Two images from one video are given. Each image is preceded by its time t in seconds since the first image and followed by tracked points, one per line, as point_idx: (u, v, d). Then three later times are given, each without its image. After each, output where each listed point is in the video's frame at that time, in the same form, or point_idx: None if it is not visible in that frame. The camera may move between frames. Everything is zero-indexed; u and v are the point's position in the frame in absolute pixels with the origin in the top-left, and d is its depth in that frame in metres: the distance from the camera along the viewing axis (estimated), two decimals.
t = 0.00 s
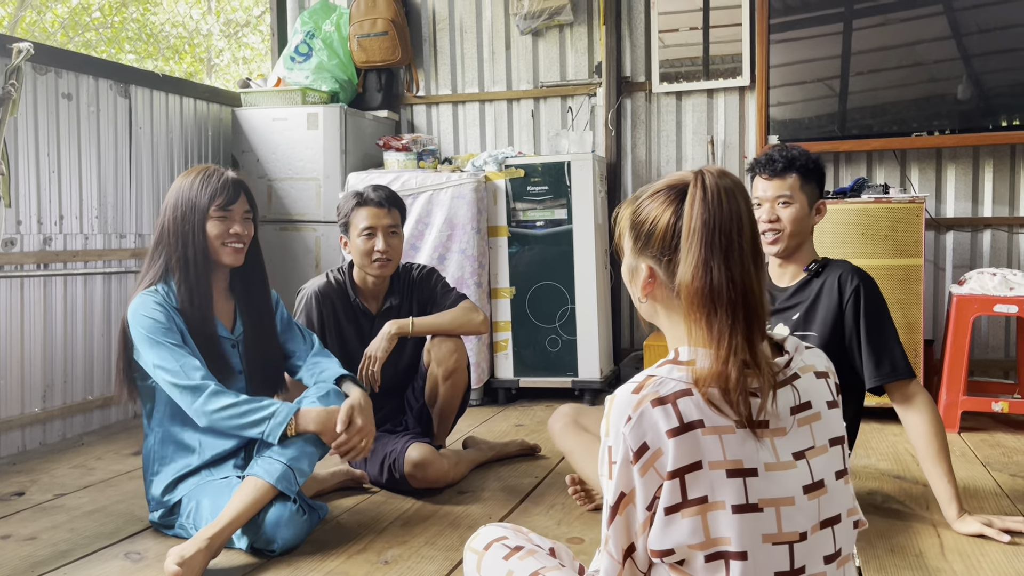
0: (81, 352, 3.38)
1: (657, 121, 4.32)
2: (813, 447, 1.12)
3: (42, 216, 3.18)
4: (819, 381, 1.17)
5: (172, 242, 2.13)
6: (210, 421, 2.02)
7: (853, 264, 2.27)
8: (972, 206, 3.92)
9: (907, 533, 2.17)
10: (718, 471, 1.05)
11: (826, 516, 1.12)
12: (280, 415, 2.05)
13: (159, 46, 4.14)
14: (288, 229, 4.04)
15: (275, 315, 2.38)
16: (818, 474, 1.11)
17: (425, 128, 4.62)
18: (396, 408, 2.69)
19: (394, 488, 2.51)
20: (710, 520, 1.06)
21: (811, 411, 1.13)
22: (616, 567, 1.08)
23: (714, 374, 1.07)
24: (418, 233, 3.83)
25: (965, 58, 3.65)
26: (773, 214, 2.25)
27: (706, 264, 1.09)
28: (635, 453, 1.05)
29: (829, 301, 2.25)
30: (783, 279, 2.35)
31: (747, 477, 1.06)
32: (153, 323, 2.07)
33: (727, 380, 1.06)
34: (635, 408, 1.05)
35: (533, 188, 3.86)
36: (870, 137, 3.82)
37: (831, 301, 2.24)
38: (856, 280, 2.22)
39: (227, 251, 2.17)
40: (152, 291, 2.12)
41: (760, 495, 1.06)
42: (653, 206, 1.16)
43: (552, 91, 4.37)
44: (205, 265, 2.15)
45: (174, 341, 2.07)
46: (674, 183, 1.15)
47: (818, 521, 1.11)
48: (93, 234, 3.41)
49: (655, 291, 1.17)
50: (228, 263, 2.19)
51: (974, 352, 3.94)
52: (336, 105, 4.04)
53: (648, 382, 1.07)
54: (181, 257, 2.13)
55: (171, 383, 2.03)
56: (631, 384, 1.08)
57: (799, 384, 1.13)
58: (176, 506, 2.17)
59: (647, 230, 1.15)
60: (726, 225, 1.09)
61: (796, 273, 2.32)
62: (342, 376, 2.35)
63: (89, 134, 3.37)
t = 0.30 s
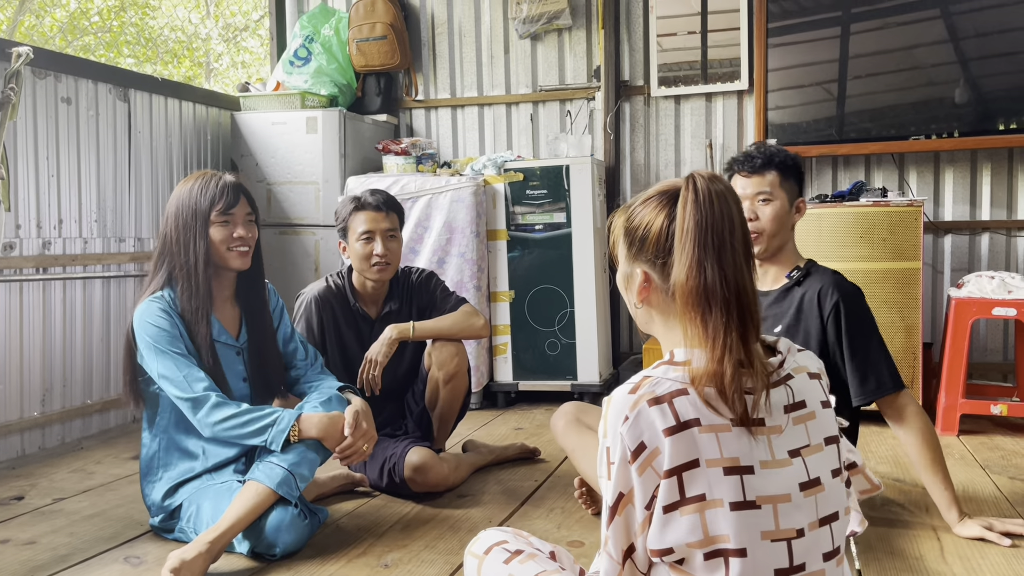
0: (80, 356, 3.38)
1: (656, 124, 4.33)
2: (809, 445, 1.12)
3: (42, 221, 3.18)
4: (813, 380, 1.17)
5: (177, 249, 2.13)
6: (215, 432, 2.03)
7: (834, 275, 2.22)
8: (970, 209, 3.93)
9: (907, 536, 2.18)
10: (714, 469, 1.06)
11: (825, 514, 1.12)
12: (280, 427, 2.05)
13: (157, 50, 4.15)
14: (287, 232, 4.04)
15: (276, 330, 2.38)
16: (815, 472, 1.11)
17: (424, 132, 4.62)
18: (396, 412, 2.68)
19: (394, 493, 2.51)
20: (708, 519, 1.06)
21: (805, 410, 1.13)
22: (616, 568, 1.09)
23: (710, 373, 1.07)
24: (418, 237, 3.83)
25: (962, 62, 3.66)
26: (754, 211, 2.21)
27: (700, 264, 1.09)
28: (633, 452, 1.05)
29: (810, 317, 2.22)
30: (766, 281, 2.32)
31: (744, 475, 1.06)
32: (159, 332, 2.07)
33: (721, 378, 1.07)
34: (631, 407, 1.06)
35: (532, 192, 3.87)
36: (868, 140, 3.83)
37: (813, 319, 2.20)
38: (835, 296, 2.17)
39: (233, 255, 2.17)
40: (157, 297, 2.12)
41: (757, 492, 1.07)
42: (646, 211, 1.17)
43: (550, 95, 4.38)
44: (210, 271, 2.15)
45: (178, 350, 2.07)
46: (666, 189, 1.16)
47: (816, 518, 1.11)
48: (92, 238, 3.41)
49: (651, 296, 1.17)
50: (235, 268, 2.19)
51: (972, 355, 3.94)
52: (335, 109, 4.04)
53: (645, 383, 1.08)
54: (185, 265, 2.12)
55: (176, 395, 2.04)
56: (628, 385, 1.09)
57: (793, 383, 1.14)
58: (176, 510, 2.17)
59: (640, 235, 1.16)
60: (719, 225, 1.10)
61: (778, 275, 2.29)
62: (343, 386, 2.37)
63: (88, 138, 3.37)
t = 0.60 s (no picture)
0: (78, 359, 3.37)
1: (655, 127, 4.33)
2: (808, 446, 1.12)
3: (41, 224, 3.18)
4: (813, 382, 1.17)
5: (171, 251, 2.13)
6: (210, 434, 2.03)
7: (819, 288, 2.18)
8: (969, 211, 3.93)
9: (908, 537, 2.18)
10: (714, 468, 1.05)
11: (824, 515, 1.12)
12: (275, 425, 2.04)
13: (156, 53, 4.15)
14: (286, 235, 4.04)
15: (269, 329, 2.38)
16: (815, 472, 1.11)
17: (423, 135, 4.62)
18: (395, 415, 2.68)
19: (393, 495, 2.51)
20: (707, 518, 1.06)
21: (805, 411, 1.13)
22: (616, 567, 1.09)
23: (711, 371, 1.08)
24: (417, 240, 3.83)
25: (960, 64, 3.67)
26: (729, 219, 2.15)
27: (703, 260, 1.09)
28: (633, 451, 1.05)
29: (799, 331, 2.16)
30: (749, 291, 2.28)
31: (744, 475, 1.06)
32: (153, 333, 2.06)
33: (721, 377, 1.07)
34: (631, 406, 1.06)
35: (531, 194, 3.87)
36: (868, 142, 3.83)
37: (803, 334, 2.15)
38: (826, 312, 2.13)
39: (228, 258, 2.18)
40: (150, 299, 2.11)
41: (756, 492, 1.06)
42: (646, 211, 1.16)
43: (549, 98, 4.38)
44: (204, 274, 2.15)
45: (173, 351, 2.07)
46: (667, 188, 1.16)
47: (816, 519, 1.11)
48: (91, 241, 3.40)
49: (653, 296, 1.17)
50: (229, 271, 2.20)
51: (972, 357, 3.94)
52: (334, 112, 4.05)
53: (645, 383, 1.08)
54: (179, 268, 2.12)
55: (170, 396, 2.03)
56: (628, 384, 1.09)
57: (793, 385, 1.14)
58: (175, 513, 2.16)
59: (642, 234, 1.16)
60: (720, 221, 1.10)
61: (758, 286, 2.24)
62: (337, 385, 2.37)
63: (87, 141, 3.37)
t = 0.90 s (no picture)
0: (76, 363, 3.37)
1: (654, 129, 4.33)
2: (805, 448, 1.11)
3: (38, 228, 3.18)
4: (809, 384, 1.16)
5: (154, 257, 2.13)
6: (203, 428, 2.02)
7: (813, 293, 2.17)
8: (969, 212, 3.92)
9: (907, 539, 2.17)
10: (711, 471, 1.05)
11: (822, 517, 1.11)
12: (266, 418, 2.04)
13: (154, 57, 4.14)
14: (284, 239, 4.04)
15: (258, 328, 2.37)
16: (812, 475, 1.11)
17: (421, 138, 4.62)
18: (394, 419, 2.68)
19: (392, 499, 2.50)
20: (704, 521, 1.05)
21: (801, 413, 1.12)
22: (614, 571, 1.09)
23: (710, 373, 1.07)
24: (415, 243, 3.83)
25: (959, 65, 3.66)
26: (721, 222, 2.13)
27: (704, 261, 1.08)
28: (629, 455, 1.05)
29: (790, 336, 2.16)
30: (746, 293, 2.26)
31: (741, 477, 1.05)
32: (142, 332, 2.06)
33: (719, 379, 1.06)
34: (626, 410, 1.06)
35: (530, 197, 3.86)
36: (867, 144, 3.83)
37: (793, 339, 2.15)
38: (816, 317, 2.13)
39: (213, 261, 2.16)
40: (140, 300, 2.12)
41: (753, 494, 1.06)
42: (645, 214, 1.16)
43: (547, 100, 4.38)
44: (189, 278, 2.15)
45: (163, 349, 2.07)
46: (666, 190, 1.16)
47: (813, 521, 1.10)
48: (89, 245, 3.40)
49: (652, 300, 1.17)
50: (214, 275, 2.18)
51: (971, 359, 3.93)
52: (332, 115, 4.05)
53: (640, 386, 1.07)
54: (164, 272, 2.12)
55: (162, 392, 2.03)
56: (623, 388, 1.09)
57: (789, 387, 1.13)
58: (172, 516, 2.15)
59: (641, 237, 1.15)
60: (722, 222, 1.09)
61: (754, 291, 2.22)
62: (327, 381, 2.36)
63: (84, 145, 3.37)
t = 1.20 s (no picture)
0: (74, 366, 3.37)
1: (652, 130, 4.32)
2: (800, 448, 1.10)
3: (35, 231, 3.17)
4: (805, 383, 1.15)
5: (144, 261, 2.12)
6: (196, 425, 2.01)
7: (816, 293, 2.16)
8: (968, 211, 3.91)
9: (906, 539, 2.16)
10: (706, 469, 1.04)
11: (817, 517, 1.10)
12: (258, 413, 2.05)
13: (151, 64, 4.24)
14: (282, 241, 4.04)
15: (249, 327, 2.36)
16: (807, 474, 1.10)
17: (419, 139, 4.61)
18: (392, 421, 2.69)
19: (389, 501, 2.49)
20: (698, 520, 1.04)
21: (797, 412, 1.11)
22: (607, 570, 1.08)
23: (708, 370, 1.06)
24: (413, 244, 3.82)
25: (958, 64, 3.65)
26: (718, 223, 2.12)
27: (702, 258, 1.08)
28: (623, 453, 1.04)
29: (788, 336, 2.16)
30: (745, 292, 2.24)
31: (736, 476, 1.04)
32: (135, 332, 2.06)
33: (716, 377, 1.06)
34: (620, 408, 1.05)
35: (529, 198, 3.85)
36: (866, 143, 3.82)
37: (791, 339, 2.14)
38: (818, 318, 2.12)
39: (204, 262, 2.16)
40: (132, 301, 2.11)
41: (748, 494, 1.05)
42: (639, 213, 1.15)
43: (545, 101, 4.37)
44: (179, 280, 2.14)
45: (155, 349, 2.07)
46: (659, 188, 1.15)
47: (809, 521, 1.09)
48: (87, 248, 3.40)
49: (648, 300, 1.16)
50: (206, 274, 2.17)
51: (972, 358, 3.92)
52: (329, 117, 4.04)
53: (635, 384, 1.07)
54: (155, 274, 2.12)
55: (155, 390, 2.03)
56: (618, 386, 1.08)
57: (784, 386, 1.12)
58: (168, 518, 2.14)
59: (636, 237, 1.14)
60: (718, 220, 1.09)
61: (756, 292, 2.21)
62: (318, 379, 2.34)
63: (81, 148, 3.36)
